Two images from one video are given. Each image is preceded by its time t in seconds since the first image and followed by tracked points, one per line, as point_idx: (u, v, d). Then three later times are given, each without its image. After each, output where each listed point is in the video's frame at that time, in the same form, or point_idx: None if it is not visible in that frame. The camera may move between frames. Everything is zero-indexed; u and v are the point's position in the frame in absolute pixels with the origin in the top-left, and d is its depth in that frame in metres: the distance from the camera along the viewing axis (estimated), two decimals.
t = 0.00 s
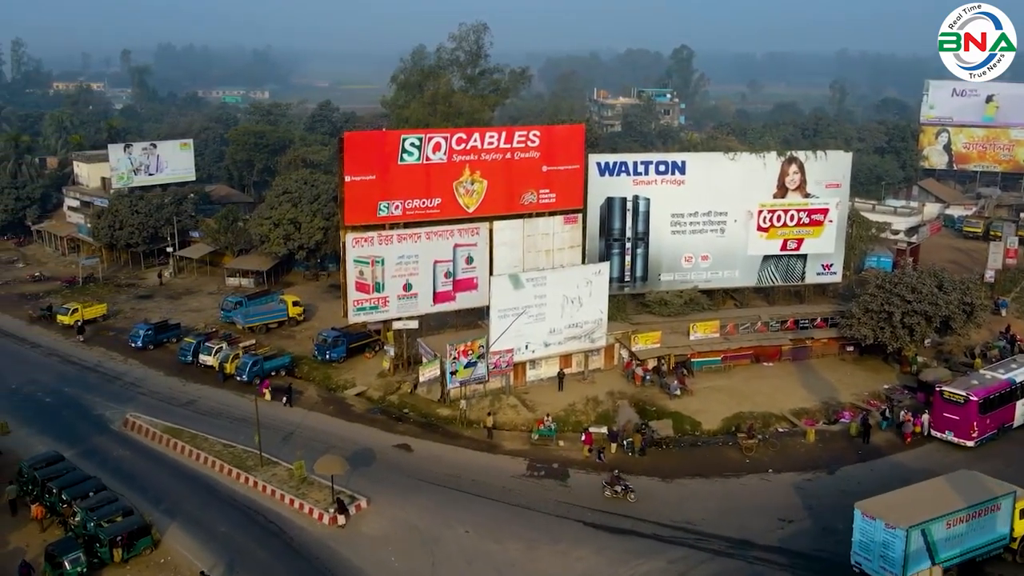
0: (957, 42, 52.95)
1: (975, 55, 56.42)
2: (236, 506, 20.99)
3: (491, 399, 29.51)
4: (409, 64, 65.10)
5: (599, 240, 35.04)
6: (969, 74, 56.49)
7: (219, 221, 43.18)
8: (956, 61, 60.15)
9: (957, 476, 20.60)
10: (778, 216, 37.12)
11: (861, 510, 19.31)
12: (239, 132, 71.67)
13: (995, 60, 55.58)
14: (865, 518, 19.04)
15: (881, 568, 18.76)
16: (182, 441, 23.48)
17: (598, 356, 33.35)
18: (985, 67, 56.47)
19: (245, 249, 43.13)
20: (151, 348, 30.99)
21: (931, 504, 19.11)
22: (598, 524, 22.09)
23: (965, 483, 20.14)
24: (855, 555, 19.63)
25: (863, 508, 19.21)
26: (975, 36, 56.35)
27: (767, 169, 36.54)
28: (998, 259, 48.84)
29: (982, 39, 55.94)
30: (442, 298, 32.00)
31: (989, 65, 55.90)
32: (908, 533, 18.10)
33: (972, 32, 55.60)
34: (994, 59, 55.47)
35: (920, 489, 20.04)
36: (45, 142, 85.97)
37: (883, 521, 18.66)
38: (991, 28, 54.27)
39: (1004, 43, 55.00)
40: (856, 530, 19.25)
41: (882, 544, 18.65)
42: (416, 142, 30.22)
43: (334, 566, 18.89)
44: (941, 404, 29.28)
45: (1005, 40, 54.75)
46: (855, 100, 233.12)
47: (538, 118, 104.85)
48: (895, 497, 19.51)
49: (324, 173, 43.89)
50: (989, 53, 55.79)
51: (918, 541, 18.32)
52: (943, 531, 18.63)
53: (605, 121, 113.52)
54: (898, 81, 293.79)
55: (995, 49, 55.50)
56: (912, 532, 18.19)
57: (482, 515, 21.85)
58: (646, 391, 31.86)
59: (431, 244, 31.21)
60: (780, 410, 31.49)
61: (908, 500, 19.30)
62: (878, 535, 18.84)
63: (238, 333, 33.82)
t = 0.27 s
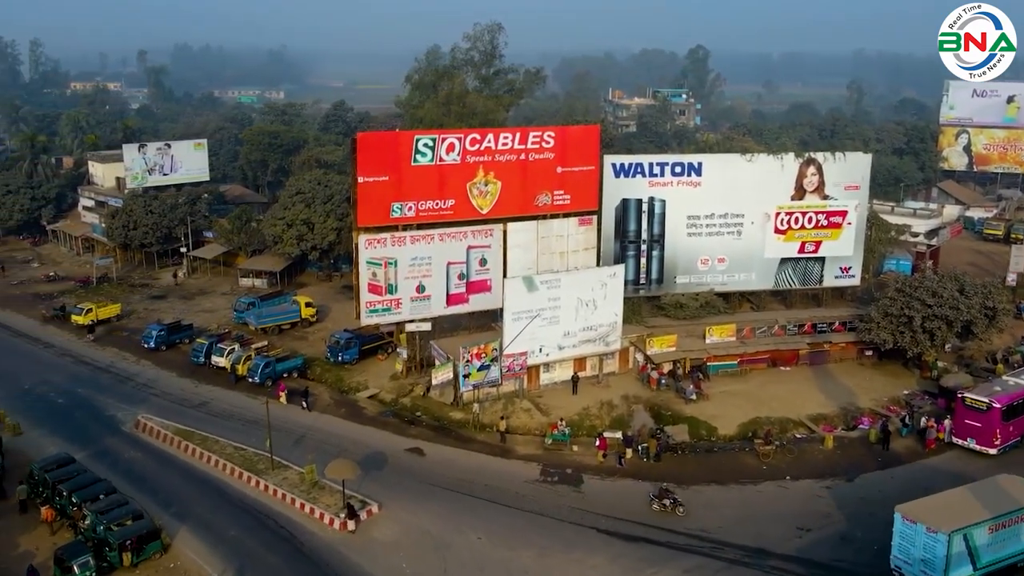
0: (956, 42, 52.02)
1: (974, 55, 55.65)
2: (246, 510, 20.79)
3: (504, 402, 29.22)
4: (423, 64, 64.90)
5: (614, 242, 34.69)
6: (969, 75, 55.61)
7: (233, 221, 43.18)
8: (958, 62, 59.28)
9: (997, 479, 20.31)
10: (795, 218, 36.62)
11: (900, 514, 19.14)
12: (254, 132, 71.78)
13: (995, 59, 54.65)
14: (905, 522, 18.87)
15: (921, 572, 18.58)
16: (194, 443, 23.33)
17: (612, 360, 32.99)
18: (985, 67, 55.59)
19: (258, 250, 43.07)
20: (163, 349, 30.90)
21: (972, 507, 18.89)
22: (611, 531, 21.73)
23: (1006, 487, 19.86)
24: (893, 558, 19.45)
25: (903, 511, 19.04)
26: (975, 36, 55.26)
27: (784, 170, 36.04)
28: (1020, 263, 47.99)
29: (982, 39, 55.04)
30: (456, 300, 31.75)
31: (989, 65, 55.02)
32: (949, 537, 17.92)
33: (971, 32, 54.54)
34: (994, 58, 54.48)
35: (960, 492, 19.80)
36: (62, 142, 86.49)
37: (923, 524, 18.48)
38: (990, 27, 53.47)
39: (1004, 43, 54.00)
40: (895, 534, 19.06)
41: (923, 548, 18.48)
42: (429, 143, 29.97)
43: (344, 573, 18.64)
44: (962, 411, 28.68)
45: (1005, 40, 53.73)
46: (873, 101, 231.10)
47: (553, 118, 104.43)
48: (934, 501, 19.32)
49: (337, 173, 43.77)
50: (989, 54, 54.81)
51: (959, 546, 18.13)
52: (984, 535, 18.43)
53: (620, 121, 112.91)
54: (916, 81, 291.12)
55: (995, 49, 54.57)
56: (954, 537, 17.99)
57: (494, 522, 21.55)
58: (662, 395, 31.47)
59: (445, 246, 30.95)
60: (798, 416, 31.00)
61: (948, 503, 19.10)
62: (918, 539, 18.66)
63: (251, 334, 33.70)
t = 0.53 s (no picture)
0: (957, 41, 50.34)
1: (974, 55, 54.52)
2: (256, 515, 20.56)
3: (517, 406, 28.91)
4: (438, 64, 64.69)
5: (629, 244, 34.32)
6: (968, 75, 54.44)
7: (246, 221, 43.12)
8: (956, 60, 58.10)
9: None
10: (813, 220, 36.10)
11: (943, 517, 18.84)
12: (268, 132, 71.81)
13: (995, 60, 53.39)
14: (948, 526, 18.56)
15: None
16: (205, 446, 23.15)
17: (627, 363, 32.63)
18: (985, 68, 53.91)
19: (272, 250, 42.97)
20: (176, 350, 30.80)
21: (1017, 512, 18.56)
22: (626, 539, 21.36)
23: None
24: (935, 563, 19.11)
25: (945, 514, 18.74)
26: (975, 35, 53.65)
27: (802, 172, 35.53)
28: None
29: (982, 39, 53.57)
30: (469, 303, 31.47)
31: (989, 65, 53.80)
32: (994, 542, 17.61)
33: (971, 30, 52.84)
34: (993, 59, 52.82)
35: (1004, 496, 19.49)
36: (78, 142, 87.00)
37: (967, 528, 18.18)
38: (990, 27, 51.85)
39: (1005, 42, 52.51)
40: (937, 538, 18.75)
41: (966, 552, 18.15)
42: (442, 143, 29.71)
43: None
44: (984, 417, 28.03)
45: (1006, 40, 52.24)
46: (891, 101, 229.11)
47: (567, 119, 104.01)
48: (978, 505, 19.00)
49: (350, 174, 43.59)
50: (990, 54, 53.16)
51: (1004, 551, 17.82)
52: None
53: (635, 121, 112.25)
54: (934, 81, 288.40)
55: (994, 49, 53.38)
56: (999, 541, 17.69)
57: (507, 528, 21.25)
58: (677, 400, 31.07)
59: (458, 247, 30.68)
60: (815, 421, 30.49)
61: (992, 508, 18.79)
62: (961, 543, 18.34)
63: (263, 336, 33.55)
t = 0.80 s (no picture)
0: (957, 42, 48.09)
1: (973, 56, 51.58)
2: (267, 519, 20.34)
3: (531, 410, 28.60)
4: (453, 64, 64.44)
5: (644, 246, 33.94)
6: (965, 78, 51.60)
7: (260, 222, 43.06)
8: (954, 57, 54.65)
9: None
10: (832, 223, 35.55)
11: (987, 523, 18.53)
12: (282, 133, 71.85)
13: (994, 60, 50.50)
14: (992, 531, 18.25)
15: None
16: (216, 449, 22.98)
17: (642, 367, 32.27)
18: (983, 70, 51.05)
19: (285, 251, 42.87)
20: (188, 351, 30.69)
21: None
22: (640, 547, 20.99)
23: None
24: (979, 570, 18.77)
25: (990, 520, 18.44)
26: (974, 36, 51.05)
27: (820, 174, 35.00)
28: None
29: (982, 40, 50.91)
30: (482, 305, 31.19)
31: (988, 65, 50.38)
32: None
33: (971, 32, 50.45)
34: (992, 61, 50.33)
35: None
36: (95, 142, 87.51)
37: (1012, 534, 17.86)
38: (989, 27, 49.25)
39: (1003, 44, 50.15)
40: (981, 544, 18.44)
41: (1011, 558, 17.81)
42: (456, 144, 29.43)
43: None
44: (1007, 424, 27.35)
45: (1005, 40, 50.06)
46: (910, 101, 227.08)
47: (582, 119, 103.58)
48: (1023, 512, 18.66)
49: (364, 174, 43.43)
50: (988, 56, 50.92)
51: None
52: None
53: (650, 122, 111.63)
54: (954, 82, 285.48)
55: (994, 49, 50.56)
56: None
57: (520, 534, 20.93)
58: (693, 404, 30.67)
59: (471, 249, 30.39)
60: (833, 427, 29.97)
61: None
62: (1006, 549, 18.01)
63: (275, 337, 33.43)
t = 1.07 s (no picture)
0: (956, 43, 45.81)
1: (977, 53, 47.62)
2: (277, 523, 20.10)
3: (544, 414, 28.28)
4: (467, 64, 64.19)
5: (660, 248, 33.56)
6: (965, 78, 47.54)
7: (273, 222, 42.98)
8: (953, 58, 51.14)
9: None
10: (851, 225, 35.00)
11: None
12: (296, 133, 71.85)
13: (994, 61, 46.99)
14: None
15: None
16: (227, 451, 22.80)
17: (658, 371, 31.93)
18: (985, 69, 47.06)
19: (298, 251, 42.76)
20: (201, 352, 30.58)
21: None
22: (655, 555, 20.61)
23: None
24: None
25: None
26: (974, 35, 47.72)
27: (840, 175, 34.47)
28: None
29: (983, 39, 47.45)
30: (496, 307, 30.90)
31: (988, 65, 46.44)
32: None
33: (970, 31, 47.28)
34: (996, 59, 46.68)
35: None
36: (111, 142, 88.00)
37: None
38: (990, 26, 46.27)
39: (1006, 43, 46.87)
40: None
41: None
42: (470, 145, 29.16)
43: None
44: None
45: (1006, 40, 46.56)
46: (928, 102, 224.97)
47: (597, 119, 103.12)
48: None
49: (377, 174, 43.27)
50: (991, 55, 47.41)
51: None
52: None
53: (665, 123, 110.95)
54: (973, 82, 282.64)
55: (993, 48, 46.95)
56: None
57: (533, 541, 20.60)
58: (709, 409, 30.27)
59: (485, 250, 30.10)
60: (852, 433, 29.44)
61: None
62: None
63: (288, 338, 33.30)
